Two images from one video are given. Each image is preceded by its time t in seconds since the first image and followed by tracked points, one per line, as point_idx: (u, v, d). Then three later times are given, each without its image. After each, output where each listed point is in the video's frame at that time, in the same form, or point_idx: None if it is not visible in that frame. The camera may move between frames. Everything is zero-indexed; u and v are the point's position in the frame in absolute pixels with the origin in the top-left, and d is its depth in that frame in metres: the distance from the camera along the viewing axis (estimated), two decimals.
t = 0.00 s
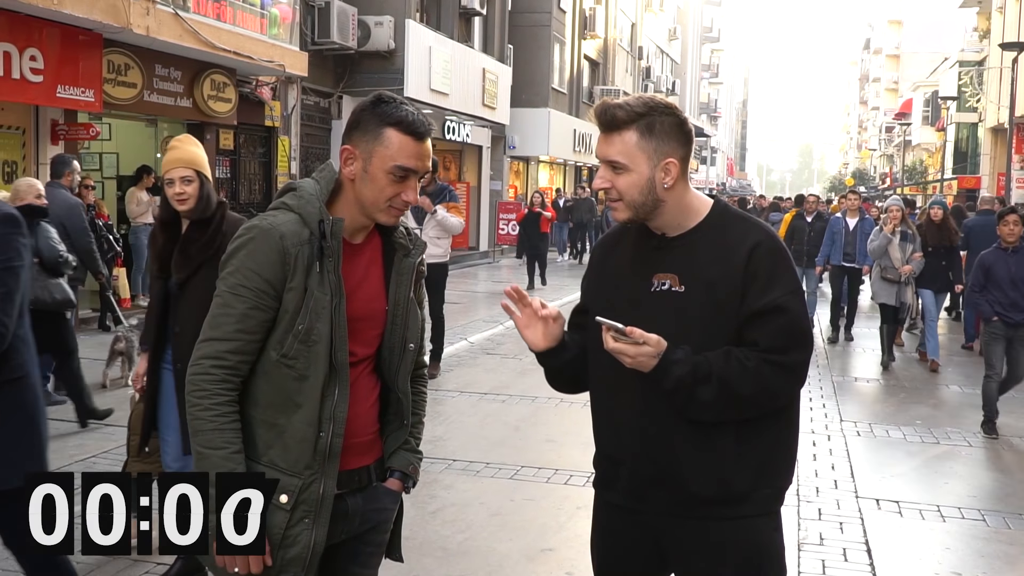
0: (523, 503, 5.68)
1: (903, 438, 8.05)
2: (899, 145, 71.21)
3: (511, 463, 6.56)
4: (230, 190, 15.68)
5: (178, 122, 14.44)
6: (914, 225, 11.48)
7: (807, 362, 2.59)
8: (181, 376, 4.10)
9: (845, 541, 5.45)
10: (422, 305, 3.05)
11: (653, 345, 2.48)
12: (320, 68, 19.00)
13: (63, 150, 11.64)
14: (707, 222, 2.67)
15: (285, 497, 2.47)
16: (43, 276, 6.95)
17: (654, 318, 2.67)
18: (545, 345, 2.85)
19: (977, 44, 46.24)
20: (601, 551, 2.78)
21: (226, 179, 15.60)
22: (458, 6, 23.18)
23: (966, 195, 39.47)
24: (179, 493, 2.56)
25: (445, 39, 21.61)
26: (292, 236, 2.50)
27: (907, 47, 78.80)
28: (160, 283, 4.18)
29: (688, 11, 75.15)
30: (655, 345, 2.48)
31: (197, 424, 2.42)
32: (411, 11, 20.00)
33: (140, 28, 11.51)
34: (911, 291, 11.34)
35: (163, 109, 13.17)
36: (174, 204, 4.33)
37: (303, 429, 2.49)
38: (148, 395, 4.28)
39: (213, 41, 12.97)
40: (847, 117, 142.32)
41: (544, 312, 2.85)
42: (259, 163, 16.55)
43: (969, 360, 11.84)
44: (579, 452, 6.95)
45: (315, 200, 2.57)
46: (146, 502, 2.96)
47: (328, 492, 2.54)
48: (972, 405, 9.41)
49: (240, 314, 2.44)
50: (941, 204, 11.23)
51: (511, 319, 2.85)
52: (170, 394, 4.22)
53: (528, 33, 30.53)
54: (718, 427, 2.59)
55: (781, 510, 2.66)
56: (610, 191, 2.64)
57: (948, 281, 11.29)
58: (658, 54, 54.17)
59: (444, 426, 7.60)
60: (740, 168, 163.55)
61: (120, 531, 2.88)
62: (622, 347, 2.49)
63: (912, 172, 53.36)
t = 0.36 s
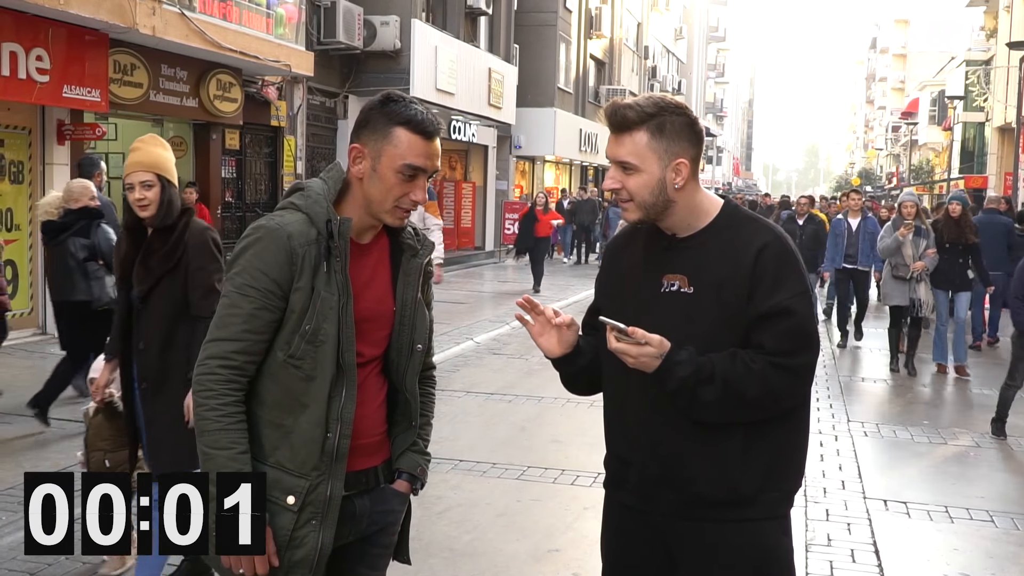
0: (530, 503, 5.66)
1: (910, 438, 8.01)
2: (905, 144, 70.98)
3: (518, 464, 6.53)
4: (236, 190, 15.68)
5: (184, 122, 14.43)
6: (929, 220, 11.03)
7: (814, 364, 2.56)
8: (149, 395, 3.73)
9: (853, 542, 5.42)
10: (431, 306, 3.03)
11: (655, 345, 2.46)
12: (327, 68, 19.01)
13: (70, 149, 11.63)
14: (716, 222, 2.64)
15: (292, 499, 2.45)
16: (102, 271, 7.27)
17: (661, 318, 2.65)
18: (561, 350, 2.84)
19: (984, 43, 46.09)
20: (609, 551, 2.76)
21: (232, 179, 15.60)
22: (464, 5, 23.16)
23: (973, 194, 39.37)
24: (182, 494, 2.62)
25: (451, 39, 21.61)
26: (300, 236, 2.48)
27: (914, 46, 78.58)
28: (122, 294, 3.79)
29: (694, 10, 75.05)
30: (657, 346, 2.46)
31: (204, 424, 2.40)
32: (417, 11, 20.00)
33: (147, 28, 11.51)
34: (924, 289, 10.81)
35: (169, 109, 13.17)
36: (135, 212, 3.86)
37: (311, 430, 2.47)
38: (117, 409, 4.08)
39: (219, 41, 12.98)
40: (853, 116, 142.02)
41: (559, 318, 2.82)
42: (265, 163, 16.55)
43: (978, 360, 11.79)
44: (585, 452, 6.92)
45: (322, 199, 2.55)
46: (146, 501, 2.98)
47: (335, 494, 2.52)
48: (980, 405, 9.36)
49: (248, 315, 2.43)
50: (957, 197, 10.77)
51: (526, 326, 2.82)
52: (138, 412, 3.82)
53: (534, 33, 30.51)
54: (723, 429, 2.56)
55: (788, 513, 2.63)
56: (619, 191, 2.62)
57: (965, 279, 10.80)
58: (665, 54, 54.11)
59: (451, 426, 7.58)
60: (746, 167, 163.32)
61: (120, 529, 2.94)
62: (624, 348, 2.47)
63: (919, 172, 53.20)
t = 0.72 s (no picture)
0: (536, 504, 5.64)
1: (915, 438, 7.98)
2: (910, 144, 70.78)
3: (523, 464, 6.51)
4: (241, 190, 15.67)
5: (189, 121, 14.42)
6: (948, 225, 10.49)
7: (823, 366, 2.54)
8: (109, 407, 3.41)
9: (859, 543, 5.40)
10: (434, 306, 3.01)
11: (665, 347, 2.44)
12: (331, 68, 18.99)
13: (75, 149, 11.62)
14: (726, 223, 2.62)
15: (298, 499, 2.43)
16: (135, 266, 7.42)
17: (670, 318, 2.63)
18: (569, 351, 2.83)
19: (990, 43, 45.93)
20: (617, 554, 2.74)
21: (237, 179, 15.59)
22: (469, 5, 23.13)
23: (978, 193, 39.30)
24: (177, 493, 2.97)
25: (456, 39, 21.58)
26: (300, 234, 2.47)
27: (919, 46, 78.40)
28: (83, 295, 3.46)
29: (699, 10, 74.93)
30: (667, 347, 2.44)
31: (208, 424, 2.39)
32: (421, 11, 19.98)
33: (151, 27, 11.51)
34: (941, 298, 10.29)
35: (174, 108, 13.17)
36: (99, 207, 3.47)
37: (314, 426, 2.45)
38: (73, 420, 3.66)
39: (223, 41, 12.97)
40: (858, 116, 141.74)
41: (567, 318, 2.81)
42: (270, 163, 16.54)
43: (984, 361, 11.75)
44: (590, 452, 6.90)
45: (321, 197, 2.53)
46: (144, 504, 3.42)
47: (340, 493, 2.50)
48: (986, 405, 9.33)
49: (252, 314, 2.42)
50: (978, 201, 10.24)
51: (535, 328, 2.82)
52: (93, 425, 3.51)
53: (539, 32, 30.48)
54: (732, 430, 2.54)
55: (797, 515, 2.60)
56: (631, 190, 2.59)
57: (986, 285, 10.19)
58: (669, 54, 54.03)
59: (456, 426, 7.56)
60: (751, 167, 163.12)
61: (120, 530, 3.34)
62: (633, 349, 2.46)
63: (924, 171, 53.03)
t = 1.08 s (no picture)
0: (542, 505, 5.63)
1: (920, 440, 7.96)
2: (915, 144, 70.57)
3: (529, 465, 6.50)
4: (246, 190, 15.68)
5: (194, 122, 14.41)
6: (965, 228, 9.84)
7: (833, 366, 2.52)
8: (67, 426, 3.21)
9: (866, 544, 5.37)
10: (439, 307, 3.00)
11: (675, 348, 2.43)
12: (336, 69, 18.99)
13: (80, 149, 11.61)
14: (735, 223, 2.60)
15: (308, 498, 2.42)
16: (168, 263, 7.75)
17: (678, 319, 2.62)
18: (577, 354, 2.82)
19: (995, 43, 45.79)
20: (625, 555, 2.72)
21: (242, 179, 15.59)
22: (474, 5, 23.12)
23: (984, 193, 39.20)
24: (182, 493, 2.92)
25: (462, 40, 21.57)
26: (308, 233, 2.46)
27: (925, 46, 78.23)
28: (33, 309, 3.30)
29: (703, 11, 74.88)
30: (677, 348, 2.43)
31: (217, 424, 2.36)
32: (426, 11, 19.98)
33: (157, 28, 11.51)
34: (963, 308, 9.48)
35: (179, 109, 13.18)
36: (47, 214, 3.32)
37: (324, 426, 2.44)
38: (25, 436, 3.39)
39: (229, 42, 12.98)
40: (864, 116, 141.43)
41: (575, 321, 2.79)
42: (275, 163, 16.55)
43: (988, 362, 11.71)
44: (595, 453, 6.88)
45: (329, 197, 2.53)
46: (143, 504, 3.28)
47: (349, 493, 2.49)
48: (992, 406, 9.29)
49: (261, 312, 2.40)
50: (997, 204, 9.69)
51: (542, 331, 2.79)
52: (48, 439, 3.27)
53: (544, 33, 30.46)
54: (741, 432, 2.52)
55: (806, 517, 2.58)
56: (640, 191, 2.58)
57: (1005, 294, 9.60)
58: (674, 54, 54.00)
59: (461, 426, 7.56)
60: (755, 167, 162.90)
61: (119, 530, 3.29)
62: (643, 351, 2.44)
63: (929, 172, 52.93)
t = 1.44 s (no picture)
0: (546, 505, 5.61)
1: (924, 440, 7.93)
2: (920, 144, 70.43)
3: (533, 465, 6.48)
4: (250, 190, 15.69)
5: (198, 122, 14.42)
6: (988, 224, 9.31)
7: (839, 366, 2.50)
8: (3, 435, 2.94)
9: (872, 545, 5.35)
10: (444, 305, 2.98)
11: (679, 349, 2.41)
12: (340, 68, 19.00)
13: (85, 149, 11.61)
14: (740, 223, 2.58)
15: (310, 497, 2.41)
16: (205, 259, 7.90)
17: (682, 319, 2.60)
18: (582, 355, 2.80)
19: (1001, 42, 45.71)
20: (631, 555, 2.70)
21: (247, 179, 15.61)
22: (478, 5, 23.13)
23: (989, 192, 39.12)
24: (180, 495, 2.49)
25: (466, 39, 21.58)
26: (307, 231, 2.44)
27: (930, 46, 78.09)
28: None
29: (708, 10, 74.83)
30: (681, 349, 2.41)
31: (216, 426, 2.37)
32: (431, 11, 19.99)
33: (161, 28, 11.52)
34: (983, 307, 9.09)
35: (184, 109, 13.18)
36: None
37: (326, 425, 2.42)
38: None
39: (233, 42, 12.98)
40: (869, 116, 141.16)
41: (578, 323, 2.78)
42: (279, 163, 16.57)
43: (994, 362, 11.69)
44: (600, 453, 6.86)
45: (330, 196, 2.51)
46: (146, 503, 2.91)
47: (354, 491, 2.47)
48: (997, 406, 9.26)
49: (256, 312, 2.39)
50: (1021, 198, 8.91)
51: (546, 333, 2.76)
52: None
53: (548, 33, 30.46)
54: (746, 433, 2.51)
55: (813, 518, 2.57)
56: (643, 193, 2.56)
57: None
58: (679, 53, 53.99)
59: (466, 427, 7.54)
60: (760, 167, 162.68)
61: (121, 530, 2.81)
62: (647, 352, 2.42)
63: (934, 172, 52.83)
